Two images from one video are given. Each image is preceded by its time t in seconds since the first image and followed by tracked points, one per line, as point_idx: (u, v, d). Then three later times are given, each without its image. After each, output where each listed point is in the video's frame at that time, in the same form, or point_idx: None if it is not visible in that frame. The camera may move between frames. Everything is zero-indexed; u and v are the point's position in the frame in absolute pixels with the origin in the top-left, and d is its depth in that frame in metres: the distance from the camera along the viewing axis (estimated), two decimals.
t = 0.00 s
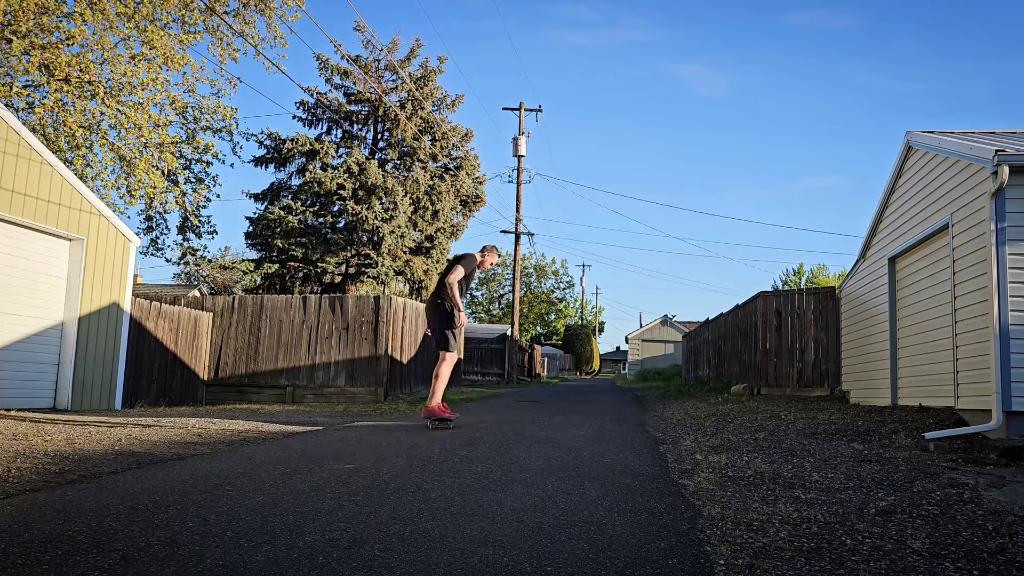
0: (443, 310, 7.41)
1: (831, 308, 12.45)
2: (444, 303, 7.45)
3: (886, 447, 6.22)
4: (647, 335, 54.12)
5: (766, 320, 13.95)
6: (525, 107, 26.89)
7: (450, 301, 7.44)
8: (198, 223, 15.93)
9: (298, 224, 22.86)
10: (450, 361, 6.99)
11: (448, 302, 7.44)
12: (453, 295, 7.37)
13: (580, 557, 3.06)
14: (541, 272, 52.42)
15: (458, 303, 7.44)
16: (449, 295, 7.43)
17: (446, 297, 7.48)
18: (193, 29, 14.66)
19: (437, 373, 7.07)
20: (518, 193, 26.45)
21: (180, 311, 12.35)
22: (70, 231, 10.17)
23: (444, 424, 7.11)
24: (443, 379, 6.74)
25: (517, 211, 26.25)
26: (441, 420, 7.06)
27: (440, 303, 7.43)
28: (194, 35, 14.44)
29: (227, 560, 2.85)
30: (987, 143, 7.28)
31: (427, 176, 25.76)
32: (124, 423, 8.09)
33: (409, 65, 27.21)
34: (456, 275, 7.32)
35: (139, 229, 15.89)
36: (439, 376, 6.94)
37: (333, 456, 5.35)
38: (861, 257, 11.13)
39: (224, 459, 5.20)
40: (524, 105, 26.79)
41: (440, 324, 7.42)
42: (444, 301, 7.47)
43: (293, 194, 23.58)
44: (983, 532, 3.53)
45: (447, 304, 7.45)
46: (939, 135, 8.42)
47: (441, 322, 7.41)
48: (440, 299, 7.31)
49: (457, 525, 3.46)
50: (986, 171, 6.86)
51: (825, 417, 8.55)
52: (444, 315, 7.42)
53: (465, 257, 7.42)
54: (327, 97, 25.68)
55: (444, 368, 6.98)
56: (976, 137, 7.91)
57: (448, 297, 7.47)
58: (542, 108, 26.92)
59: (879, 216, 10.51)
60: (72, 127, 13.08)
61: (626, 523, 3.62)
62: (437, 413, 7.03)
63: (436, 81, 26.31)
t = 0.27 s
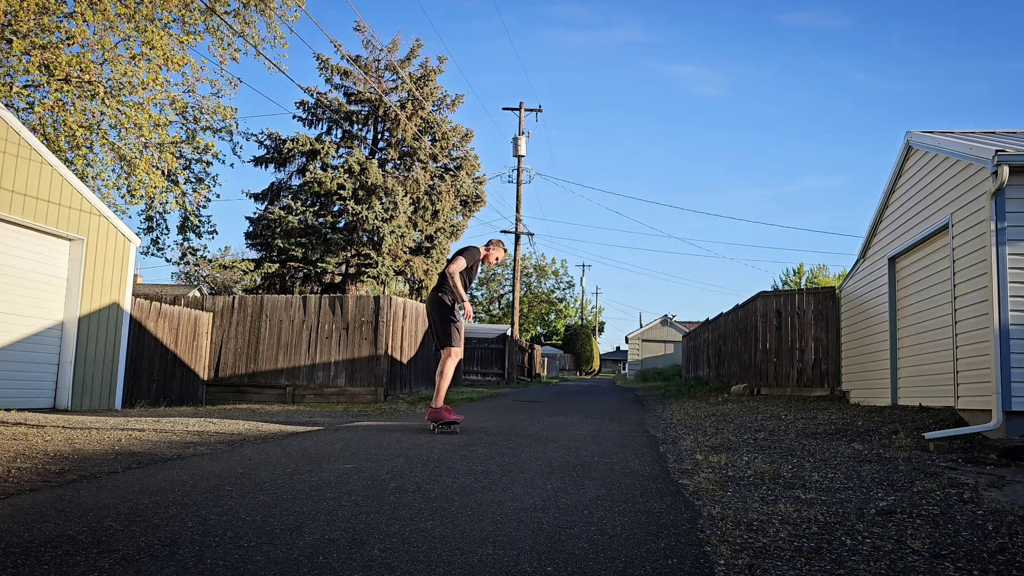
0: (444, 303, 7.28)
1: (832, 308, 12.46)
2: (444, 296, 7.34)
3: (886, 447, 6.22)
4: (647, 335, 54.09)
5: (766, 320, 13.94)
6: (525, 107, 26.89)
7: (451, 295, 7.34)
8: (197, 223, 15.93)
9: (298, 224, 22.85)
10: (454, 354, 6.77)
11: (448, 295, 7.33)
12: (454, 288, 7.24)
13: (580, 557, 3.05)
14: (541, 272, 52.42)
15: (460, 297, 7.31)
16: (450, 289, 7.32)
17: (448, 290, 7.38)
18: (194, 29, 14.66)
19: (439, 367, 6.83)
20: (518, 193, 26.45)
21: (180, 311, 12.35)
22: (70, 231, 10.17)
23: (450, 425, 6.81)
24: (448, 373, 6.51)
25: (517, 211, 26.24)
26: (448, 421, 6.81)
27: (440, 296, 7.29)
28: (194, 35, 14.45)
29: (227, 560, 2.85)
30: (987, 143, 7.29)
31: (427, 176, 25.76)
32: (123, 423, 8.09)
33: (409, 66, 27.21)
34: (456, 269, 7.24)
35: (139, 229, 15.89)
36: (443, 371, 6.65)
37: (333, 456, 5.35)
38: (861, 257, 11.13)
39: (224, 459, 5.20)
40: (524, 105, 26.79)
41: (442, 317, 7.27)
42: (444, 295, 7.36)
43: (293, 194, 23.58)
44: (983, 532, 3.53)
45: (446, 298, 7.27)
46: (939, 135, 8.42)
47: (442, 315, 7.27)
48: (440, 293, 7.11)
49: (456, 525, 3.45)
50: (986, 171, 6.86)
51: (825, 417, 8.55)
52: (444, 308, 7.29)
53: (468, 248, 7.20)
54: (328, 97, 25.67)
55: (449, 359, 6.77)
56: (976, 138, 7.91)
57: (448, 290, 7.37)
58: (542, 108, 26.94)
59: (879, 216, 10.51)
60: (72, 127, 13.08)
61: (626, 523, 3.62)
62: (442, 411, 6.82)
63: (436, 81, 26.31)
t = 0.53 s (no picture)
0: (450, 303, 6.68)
1: (832, 308, 12.45)
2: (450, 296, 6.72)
3: (886, 447, 6.22)
4: (648, 335, 54.08)
5: (766, 320, 13.94)
6: (525, 107, 26.89)
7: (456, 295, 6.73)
8: (198, 223, 15.93)
9: (298, 224, 22.86)
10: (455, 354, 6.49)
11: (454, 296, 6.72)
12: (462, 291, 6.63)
13: (580, 557, 3.05)
14: (541, 272, 52.42)
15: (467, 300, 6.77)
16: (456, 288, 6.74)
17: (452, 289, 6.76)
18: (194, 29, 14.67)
19: (440, 371, 6.59)
20: (518, 193, 26.44)
21: (180, 311, 12.34)
22: (70, 231, 10.17)
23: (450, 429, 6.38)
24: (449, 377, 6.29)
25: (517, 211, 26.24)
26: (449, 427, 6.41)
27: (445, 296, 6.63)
28: (195, 35, 14.45)
29: (227, 560, 2.85)
30: (987, 143, 7.29)
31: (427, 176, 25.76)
32: (124, 422, 8.09)
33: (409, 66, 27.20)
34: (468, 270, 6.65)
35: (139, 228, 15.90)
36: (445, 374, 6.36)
37: (333, 456, 5.35)
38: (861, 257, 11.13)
39: (224, 459, 5.20)
40: (524, 105, 26.79)
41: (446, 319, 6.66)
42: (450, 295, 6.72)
43: (293, 194, 23.58)
44: (984, 532, 3.53)
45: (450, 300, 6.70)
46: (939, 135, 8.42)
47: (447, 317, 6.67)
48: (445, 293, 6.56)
49: (456, 525, 3.45)
50: (986, 171, 6.86)
51: (826, 417, 8.55)
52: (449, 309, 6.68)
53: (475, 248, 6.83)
54: (328, 97, 25.67)
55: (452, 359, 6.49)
56: (976, 138, 7.91)
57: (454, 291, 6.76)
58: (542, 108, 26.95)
59: (879, 216, 10.51)
60: (73, 127, 13.09)
61: (626, 523, 3.62)
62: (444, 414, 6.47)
63: (436, 81, 26.30)
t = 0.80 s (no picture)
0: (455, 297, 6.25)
1: (832, 308, 12.45)
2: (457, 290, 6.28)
3: (886, 447, 6.22)
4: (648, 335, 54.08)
5: (766, 320, 13.94)
6: (526, 107, 26.89)
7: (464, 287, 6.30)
8: (197, 223, 15.93)
9: (298, 224, 22.86)
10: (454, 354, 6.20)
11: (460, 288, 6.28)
12: (473, 286, 6.20)
13: (580, 557, 3.05)
14: (541, 272, 52.42)
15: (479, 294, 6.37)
16: (466, 281, 6.35)
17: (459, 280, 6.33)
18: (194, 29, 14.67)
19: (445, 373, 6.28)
20: (518, 193, 26.44)
21: (180, 311, 12.34)
22: (70, 231, 10.17)
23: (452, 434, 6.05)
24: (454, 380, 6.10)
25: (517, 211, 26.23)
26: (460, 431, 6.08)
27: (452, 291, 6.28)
28: (195, 34, 14.45)
29: (227, 560, 2.85)
30: (987, 143, 7.29)
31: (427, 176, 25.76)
32: (123, 423, 8.09)
33: (409, 66, 27.20)
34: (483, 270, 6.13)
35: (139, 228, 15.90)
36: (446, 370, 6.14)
37: (333, 456, 5.35)
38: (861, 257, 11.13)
39: (224, 459, 5.20)
40: (524, 105, 26.78)
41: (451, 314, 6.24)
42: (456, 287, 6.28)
43: (293, 194, 23.59)
44: (983, 532, 3.53)
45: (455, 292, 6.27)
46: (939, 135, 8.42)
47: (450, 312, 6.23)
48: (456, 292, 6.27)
49: (456, 525, 3.45)
50: (986, 172, 6.86)
51: (826, 417, 8.55)
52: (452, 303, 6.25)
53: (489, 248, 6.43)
54: (328, 97, 25.67)
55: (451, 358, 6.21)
56: (976, 138, 7.92)
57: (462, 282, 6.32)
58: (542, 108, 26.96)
59: (879, 216, 10.51)
60: (73, 127, 13.09)
61: (626, 523, 3.62)
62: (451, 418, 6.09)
63: (436, 81, 26.30)
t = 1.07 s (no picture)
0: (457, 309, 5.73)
1: (832, 308, 12.46)
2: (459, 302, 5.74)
3: (886, 447, 6.21)
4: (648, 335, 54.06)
5: (766, 320, 13.94)
6: (525, 107, 26.91)
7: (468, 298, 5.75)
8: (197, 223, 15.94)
9: (298, 224, 22.87)
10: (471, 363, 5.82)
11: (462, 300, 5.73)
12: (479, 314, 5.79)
13: (580, 557, 3.05)
14: (541, 272, 52.42)
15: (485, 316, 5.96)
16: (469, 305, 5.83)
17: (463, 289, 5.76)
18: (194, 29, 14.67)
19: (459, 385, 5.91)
20: (518, 193, 26.45)
21: (180, 311, 12.33)
22: (70, 231, 10.17)
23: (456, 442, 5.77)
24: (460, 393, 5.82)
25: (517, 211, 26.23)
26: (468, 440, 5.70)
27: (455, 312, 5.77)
28: (195, 34, 14.45)
29: (227, 560, 2.85)
30: (987, 143, 7.29)
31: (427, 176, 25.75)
32: (124, 423, 8.09)
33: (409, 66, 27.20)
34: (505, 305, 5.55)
35: (139, 229, 15.90)
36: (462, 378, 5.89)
37: (333, 456, 5.35)
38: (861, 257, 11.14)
39: (224, 459, 5.20)
40: (524, 105, 26.80)
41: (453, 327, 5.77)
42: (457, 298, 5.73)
43: (293, 194, 23.59)
44: (984, 532, 3.53)
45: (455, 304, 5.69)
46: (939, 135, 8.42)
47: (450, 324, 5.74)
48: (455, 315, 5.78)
49: (457, 525, 3.46)
50: (986, 172, 6.86)
51: (826, 417, 8.55)
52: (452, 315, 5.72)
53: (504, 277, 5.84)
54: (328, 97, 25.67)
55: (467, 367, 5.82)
56: (976, 138, 7.92)
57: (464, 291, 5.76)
58: (542, 108, 26.96)
59: (879, 216, 10.51)
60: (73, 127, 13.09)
61: (626, 523, 3.62)
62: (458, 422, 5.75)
63: (436, 81, 26.30)
